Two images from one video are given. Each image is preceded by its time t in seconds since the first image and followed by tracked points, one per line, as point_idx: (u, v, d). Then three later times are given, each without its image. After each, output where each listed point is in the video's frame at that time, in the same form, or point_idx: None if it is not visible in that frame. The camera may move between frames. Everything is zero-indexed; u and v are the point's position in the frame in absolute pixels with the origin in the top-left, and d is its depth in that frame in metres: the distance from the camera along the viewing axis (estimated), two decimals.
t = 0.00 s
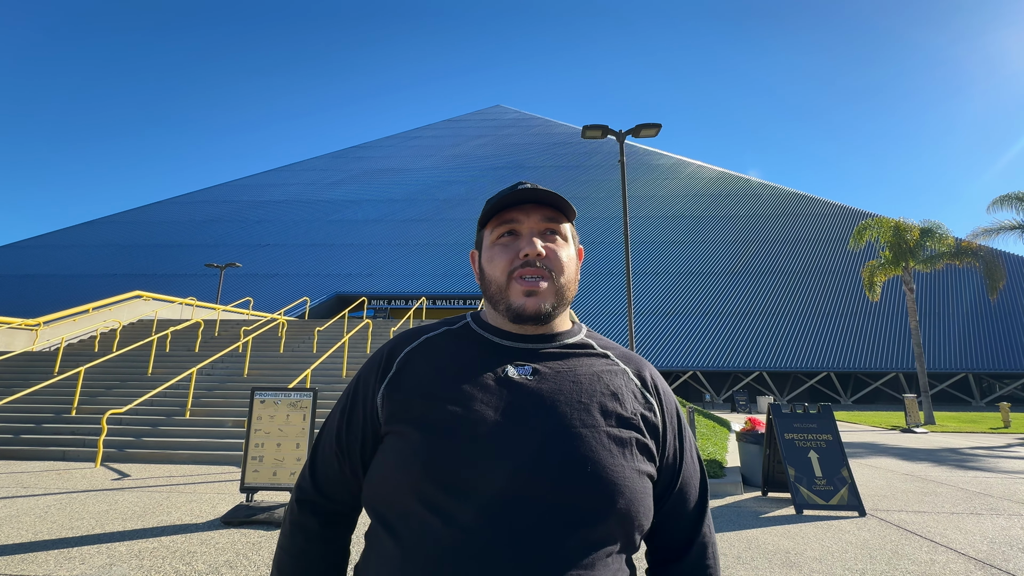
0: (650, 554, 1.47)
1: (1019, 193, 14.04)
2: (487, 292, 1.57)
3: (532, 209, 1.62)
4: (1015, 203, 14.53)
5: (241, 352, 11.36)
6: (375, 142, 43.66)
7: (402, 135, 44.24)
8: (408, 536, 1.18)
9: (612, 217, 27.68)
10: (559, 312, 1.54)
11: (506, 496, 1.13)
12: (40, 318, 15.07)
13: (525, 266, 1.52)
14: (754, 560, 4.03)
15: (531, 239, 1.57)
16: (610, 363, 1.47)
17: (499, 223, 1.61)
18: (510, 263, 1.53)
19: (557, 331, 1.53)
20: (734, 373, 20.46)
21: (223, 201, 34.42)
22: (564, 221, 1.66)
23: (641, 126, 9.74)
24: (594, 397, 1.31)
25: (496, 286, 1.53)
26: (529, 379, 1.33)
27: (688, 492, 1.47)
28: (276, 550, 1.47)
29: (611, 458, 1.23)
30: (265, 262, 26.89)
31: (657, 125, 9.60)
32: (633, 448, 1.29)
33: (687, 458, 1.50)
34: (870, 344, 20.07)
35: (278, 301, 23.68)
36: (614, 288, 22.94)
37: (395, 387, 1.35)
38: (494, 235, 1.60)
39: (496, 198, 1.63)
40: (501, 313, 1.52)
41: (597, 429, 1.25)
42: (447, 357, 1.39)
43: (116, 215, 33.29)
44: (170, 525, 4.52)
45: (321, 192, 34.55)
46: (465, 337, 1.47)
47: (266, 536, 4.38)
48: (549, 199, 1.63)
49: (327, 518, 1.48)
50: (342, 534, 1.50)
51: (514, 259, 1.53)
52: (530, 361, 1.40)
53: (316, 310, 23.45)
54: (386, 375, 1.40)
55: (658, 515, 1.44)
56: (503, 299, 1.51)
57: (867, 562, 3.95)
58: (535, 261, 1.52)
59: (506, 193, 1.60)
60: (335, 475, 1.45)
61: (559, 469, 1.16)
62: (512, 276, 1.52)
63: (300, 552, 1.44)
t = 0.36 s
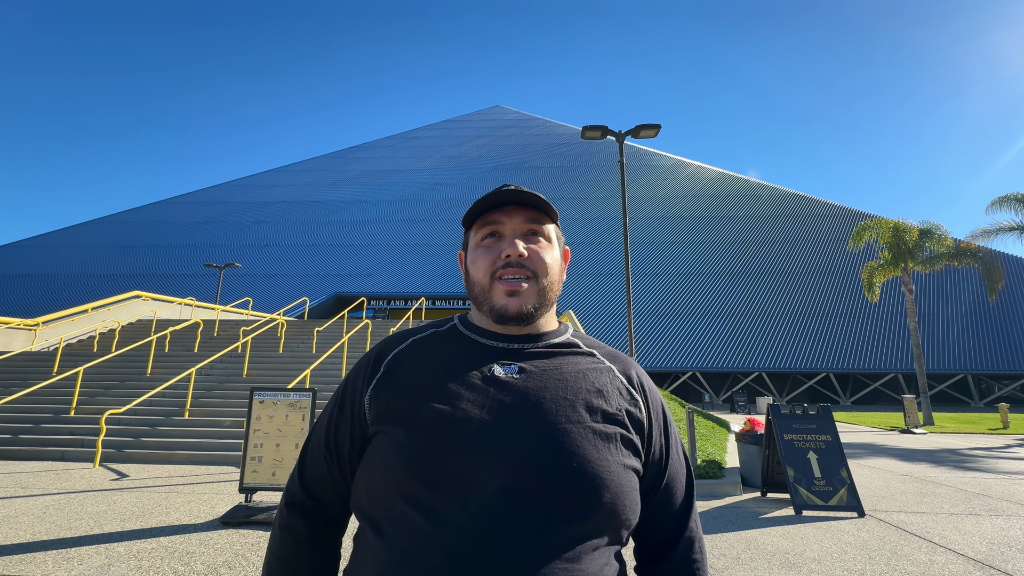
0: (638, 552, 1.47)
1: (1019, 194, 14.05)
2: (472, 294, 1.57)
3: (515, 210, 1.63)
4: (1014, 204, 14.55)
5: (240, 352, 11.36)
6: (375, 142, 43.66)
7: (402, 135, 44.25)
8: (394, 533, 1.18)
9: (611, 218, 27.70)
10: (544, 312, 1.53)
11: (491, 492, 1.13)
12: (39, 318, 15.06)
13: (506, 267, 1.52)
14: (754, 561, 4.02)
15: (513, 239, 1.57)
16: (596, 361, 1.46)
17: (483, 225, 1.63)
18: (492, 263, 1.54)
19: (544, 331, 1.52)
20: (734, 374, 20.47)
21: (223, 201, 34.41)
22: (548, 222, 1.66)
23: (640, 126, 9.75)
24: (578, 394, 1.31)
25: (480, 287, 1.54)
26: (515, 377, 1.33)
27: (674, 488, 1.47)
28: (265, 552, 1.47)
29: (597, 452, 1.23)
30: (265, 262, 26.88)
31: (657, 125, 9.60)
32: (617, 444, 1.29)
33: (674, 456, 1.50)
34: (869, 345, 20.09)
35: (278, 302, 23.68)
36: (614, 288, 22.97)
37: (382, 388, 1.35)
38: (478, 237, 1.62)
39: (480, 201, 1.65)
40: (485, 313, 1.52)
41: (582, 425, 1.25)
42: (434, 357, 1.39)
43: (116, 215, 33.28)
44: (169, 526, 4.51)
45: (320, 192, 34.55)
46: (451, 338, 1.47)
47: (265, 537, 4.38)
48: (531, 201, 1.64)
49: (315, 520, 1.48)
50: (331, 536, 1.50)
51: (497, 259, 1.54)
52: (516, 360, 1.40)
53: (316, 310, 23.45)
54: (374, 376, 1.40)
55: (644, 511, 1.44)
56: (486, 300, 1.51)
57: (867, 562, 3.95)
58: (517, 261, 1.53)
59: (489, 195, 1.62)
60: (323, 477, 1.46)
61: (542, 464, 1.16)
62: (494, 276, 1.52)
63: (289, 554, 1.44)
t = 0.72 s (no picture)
0: (643, 544, 1.47)
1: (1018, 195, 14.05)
2: (473, 296, 1.57)
3: (514, 212, 1.62)
4: (1013, 205, 14.56)
5: (240, 352, 11.35)
6: (374, 142, 43.65)
7: (402, 135, 44.26)
8: (405, 534, 1.18)
9: (611, 218, 27.73)
10: (545, 313, 1.54)
11: (503, 492, 1.13)
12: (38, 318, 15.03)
13: (509, 269, 1.52)
14: (752, 562, 4.03)
15: (515, 242, 1.57)
16: (599, 358, 1.47)
17: (484, 227, 1.62)
18: (493, 266, 1.54)
19: (545, 330, 1.53)
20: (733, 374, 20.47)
21: (223, 200, 34.39)
22: (546, 223, 1.66)
23: (640, 127, 9.76)
24: (586, 391, 1.31)
25: (482, 289, 1.54)
26: (522, 378, 1.33)
27: (677, 481, 1.48)
28: (268, 559, 1.46)
29: (606, 447, 1.23)
30: (265, 262, 26.87)
31: (656, 126, 9.62)
32: (626, 439, 1.29)
33: (675, 450, 1.51)
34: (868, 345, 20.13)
35: (277, 302, 23.68)
36: (613, 288, 22.99)
37: (388, 391, 1.35)
38: (478, 240, 1.61)
39: (480, 203, 1.64)
40: (487, 315, 1.52)
41: (591, 421, 1.25)
42: (439, 358, 1.39)
43: (115, 214, 33.26)
44: (168, 526, 4.51)
45: (320, 192, 34.55)
46: (455, 338, 1.47)
47: (264, 537, 4.37)
48: (530, 203, 1.63)
49: (318, 525, 1.48)
50: (333, 541, 1.49)
51: (498, 262, 1.54)
52: (521, 360, 1.40)
53: (315, 310, 23.46)
54: (379, 379, 1.40)
55: (649, 505, 1.45)
56: (488, 303, 1.51)
57: (866, 563, 3.95)
58: (519, 264, 1.53)
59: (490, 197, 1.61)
60: (326, 481, 1.46)
61: (553, 461, 1.17)
62: (496, 279, 1.52)
63: (293, 560, 1.43)
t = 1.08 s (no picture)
0: (653, 543, 1.48)
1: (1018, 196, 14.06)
2: (475, 302, 1.60)
3: (498, 212, 1.64)
4: (1013, 206, 14.56)
5: (239, 352, 11.36)
6: (374, 142, 43.66)
7: (402, 135, 44.28)
8: (416, 539, 1.18)
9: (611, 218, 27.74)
10: (548, 307, 1.52)
11: (514, 500, 1.13)
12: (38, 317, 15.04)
13: (499, 268, 1.53)
14: (753, 562, 4.03)
15: (503, 240, 1.58)
16: (611, 358, 1.46)
17: (475, 234, 1.65)
18: (486, 268, 1.55)
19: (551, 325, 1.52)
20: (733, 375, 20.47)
21: (223, 200, 34.38)
22: (533, 213, 1.64)
23: (640, 127, 9.76)
24: (597, 395, 1.31)
25: (480, 294, 1.56)
26: (532, 381, 1.32)
27: (690, 482, 1.47)
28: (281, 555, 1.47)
29: (616, 454, 1.23)
30: (264, 262, 26.87)
31: (656, 126, 9.62)
32: (637, 444, 1.29)
33: (688, 451, 1.50)
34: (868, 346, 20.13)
35: (277, 301, 23.68)
36: (613, 289, 23.00)
37: (398, 394, 1.35)
38: (471, 248, 1.65)
39: (466, 213, 1.67)
40: (490, 318, 1.54)
41: (601, 426, 1.25)
42: (449, 361, 1.39)
43: (115, 214, 33.25)
44: (167, 526, 4.51)
45: (320, 192, 34.55)
46: (464, 341, 1.47)
47: (263, 537, 4.37)
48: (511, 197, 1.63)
49: (331, 521, 1.48)
50: (346, 537, 1.50)
51: (490, 263, 1.55)
52: (532, 362, 1.40)
53: (315, 310, 23.47)
54: (388, 382, 1.41)
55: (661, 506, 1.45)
56: (486, 305, 1.53)
57: (866, 563, 3.96)
58: (508, 261, 1.53)
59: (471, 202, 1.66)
60: (337, 482, 1.46)
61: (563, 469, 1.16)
62: (490, 280, 1.54)
63: (306, 557, 1.44)
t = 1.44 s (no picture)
0: (645, 546, 1.48)
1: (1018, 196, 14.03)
2: (471, 295, 1.59)
3: (498, 208, 1.65)
4: (1014, 206, 14.53)
5: (241, 352, 11.37)
6: (375, 142, 43.68)
7: (403, 135, 44.31)
8: (403, 534, 1.19)
9: (612, 218, 27.74)
10: (542, 306, 1.53)
11: (499, 499, 1.13)
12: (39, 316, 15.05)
13: (494, 262, 1.52)
14: (753, 562, 4.03)
15: (500, 235, 1.58)
16: (606, 358, 1.46)
17: (475, 227, 1.66)
18: (483, 264, 1.54)
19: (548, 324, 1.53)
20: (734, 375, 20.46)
21: (224, 200, 34.41)
22: (533, 210, 1.65)
23: (641, 127, 9.76)
24: (588, 394, 1.31)
25: (475, 288, 1.56)
26: (522, 378, 1.32)
27: (686, 487, 1.47)
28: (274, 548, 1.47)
29: (604, 455, 1.22)
30: (265, 262, 26.89)
31: (657, 126, 9.63)
32: (628, 446, 1.28)
33: (686, 455, 1.49)
34: (869, 346, 20.10)
35: (278, 301, 23.69)
36: (614, 289, 23.00)
37: (390, 388, 1.36)
38: (469, 241, 1.65)
39: (467, 204, 1.68)
40: (485, 313, 1.54)
41: (593, 426, 1.25)
42: (442, 357, 1.39)
43: (116, 214, 33.30)
44: (168, 525, 4.51)
45: (320, 192, 34.57)
46: (459, 337, 1.47)
47: (264, 537, 4.37)
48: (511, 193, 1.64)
49: (324, 515, 1.48)
50: (340, 531, 1.50)
51: (486, 258, 1.55)
52: (524, 359, 1.40)
53: (316, 310, 23.48)
54: (381, 376, 1.41)
55: (656, 511, 1.44)
56: (482, 300, 1.53)
57: (866, 563, 3.96)
58: (503, 256, 1.52)
59: (472, 195, 1.68)
60: (332, 474, 1.47)
61: (549, 470, 1.16)
62: (485, 275, 1.53)
63: (298, 548, 1.44)
